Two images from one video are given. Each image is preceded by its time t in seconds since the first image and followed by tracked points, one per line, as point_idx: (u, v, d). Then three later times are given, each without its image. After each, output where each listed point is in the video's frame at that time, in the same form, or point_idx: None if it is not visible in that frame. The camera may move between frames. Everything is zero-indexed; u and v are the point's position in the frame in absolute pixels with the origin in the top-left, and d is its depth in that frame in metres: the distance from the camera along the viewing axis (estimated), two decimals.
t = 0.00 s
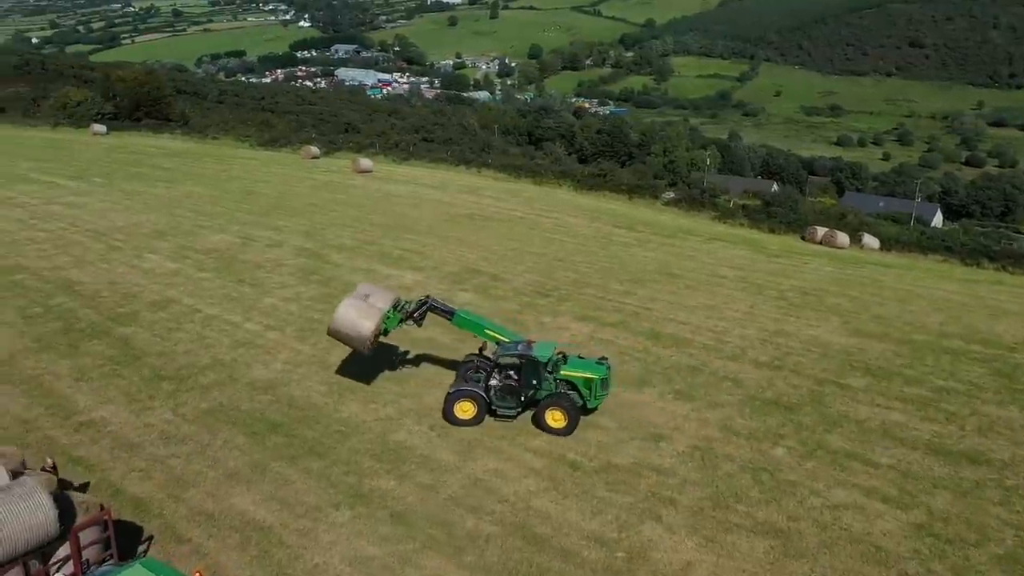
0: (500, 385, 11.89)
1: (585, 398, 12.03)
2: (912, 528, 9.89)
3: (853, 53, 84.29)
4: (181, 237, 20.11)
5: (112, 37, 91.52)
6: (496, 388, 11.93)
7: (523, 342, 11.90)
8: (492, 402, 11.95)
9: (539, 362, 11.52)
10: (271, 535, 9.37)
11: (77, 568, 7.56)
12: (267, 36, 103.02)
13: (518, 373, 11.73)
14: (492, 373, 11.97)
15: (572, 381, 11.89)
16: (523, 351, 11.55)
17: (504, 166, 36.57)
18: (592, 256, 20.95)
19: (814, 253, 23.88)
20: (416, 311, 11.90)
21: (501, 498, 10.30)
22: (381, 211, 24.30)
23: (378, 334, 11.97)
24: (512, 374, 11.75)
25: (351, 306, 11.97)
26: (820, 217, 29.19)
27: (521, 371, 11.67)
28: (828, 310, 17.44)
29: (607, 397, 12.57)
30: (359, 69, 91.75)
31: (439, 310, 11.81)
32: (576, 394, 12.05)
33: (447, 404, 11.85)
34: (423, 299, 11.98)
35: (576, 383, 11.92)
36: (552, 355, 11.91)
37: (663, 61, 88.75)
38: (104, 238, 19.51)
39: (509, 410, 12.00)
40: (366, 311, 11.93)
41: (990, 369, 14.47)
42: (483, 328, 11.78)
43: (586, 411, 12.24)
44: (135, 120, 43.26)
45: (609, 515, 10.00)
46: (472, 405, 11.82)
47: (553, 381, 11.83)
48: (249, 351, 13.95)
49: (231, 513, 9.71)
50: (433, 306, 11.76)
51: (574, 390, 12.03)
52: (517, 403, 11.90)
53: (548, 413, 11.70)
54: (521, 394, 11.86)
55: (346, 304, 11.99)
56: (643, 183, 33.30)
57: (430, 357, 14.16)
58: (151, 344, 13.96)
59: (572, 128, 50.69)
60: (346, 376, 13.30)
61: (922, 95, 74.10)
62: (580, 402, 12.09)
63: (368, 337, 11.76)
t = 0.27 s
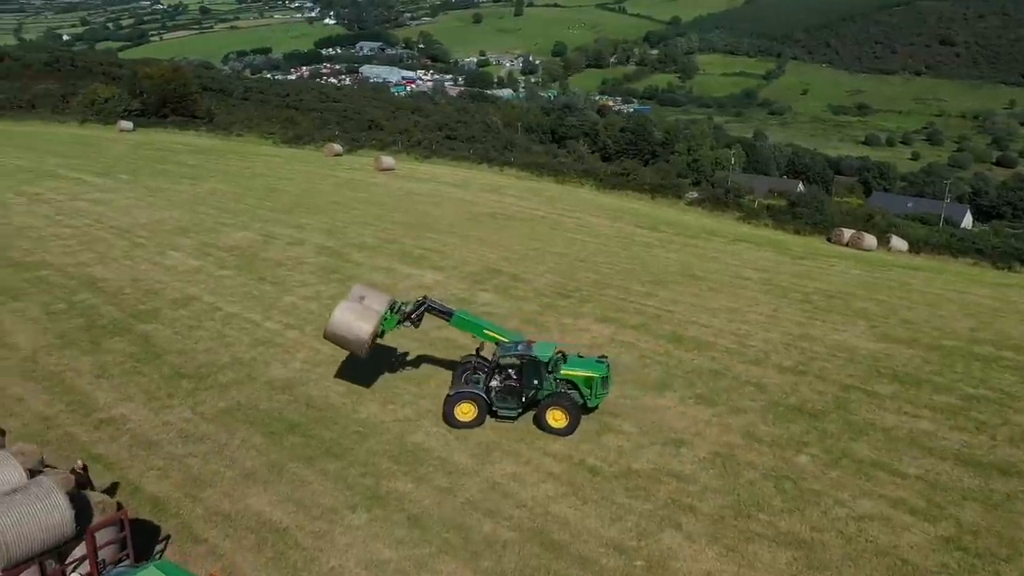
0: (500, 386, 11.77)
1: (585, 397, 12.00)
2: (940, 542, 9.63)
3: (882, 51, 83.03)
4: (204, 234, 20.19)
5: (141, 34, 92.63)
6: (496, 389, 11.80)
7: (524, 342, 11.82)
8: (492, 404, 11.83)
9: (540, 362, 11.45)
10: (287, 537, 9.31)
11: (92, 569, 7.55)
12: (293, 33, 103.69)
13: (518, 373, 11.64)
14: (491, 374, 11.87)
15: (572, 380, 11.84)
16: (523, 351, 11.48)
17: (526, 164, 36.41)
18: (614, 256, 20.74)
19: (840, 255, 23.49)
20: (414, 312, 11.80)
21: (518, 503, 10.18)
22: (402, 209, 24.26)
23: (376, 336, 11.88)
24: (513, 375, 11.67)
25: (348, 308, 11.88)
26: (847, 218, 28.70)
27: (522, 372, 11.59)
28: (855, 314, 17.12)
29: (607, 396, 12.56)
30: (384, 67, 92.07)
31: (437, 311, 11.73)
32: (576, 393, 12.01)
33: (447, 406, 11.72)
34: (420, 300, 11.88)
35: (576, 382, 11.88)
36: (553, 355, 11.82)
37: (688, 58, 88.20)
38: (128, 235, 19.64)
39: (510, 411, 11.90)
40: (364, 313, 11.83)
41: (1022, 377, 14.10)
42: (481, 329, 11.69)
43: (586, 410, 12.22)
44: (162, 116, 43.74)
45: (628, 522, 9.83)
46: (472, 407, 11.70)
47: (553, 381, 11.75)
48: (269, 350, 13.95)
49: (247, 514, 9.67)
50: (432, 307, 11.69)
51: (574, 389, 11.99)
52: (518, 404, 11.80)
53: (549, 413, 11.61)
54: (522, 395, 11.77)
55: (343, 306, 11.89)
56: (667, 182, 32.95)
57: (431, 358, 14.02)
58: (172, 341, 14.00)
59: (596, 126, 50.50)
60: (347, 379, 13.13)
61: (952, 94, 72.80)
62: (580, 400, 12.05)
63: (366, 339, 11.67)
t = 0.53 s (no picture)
0: (501, 386, 11.65)
1: (585, 395, 11.90)
2: (967, 553, 9.40)
3: (910, 48, 81.83)
4: (225, 231, 20.28)
5: (167, 31, 93.59)
6: (497, 389, 11.69)
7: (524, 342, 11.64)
8: (493, 404, 11.73)
9: (541, 362, 11.31)
10: (302, 537, 9.28)
11: (107, 567, 7.58)
12: (317, 30, 104.23)
13: (519, 374, 11.52)
14: (492, 374, 11.76)
15: (573, 379, 11.73)
16: (524, 351, 11.35)
17: (546, 162, 36.30)
18: (635, 256, 20.57)
19: (866, 256, 23.15)
20: (413, 313, 11.62)
21: (535, 506, 10.09)
22: (422, 207, 24.24)
23: (376, 337, 11.63)
24: (513, 375, 11.55)
25: (346, 308, 11.59)
26: (872, 219, 28.28)
27: (523, 372, 11.47)
28: (879, 317, 16.84)
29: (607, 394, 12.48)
30: (406, 64, 92.30)
31: (437, 311, 11.56)
32: (577, 391, 11.92)
33: (448, 407, 11.61)
34: (419, 299, 11.70)
35: (577, 381, 11.77)
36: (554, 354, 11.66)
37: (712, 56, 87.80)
38: (150, 231, 19.77)
39: (511, 410, 11.81)
40: (363, 313, 11.58)
41: None
42: (481, 328, 11.54)
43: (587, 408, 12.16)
44: (187, 113, 44.16)
45: (645, 528, 9.71)
46: (473, 408, 11.59)
47: (554, 380, 11.64)
48: (287, 348, 13.96)
49: (263, 513, 9.66)
50: (431, 307, 11.50)
51: (575, 387, 11.88)
52: (519, 404, 11.70)
53: (551, 412, 11.54)
54: (523, 396, 11.66)
55: (341, 306, 11.61)
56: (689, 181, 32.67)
57: (432, 359, 13.90)
58: (191, 338, 14.05)
59: (618, 124, 50.25)
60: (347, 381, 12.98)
61: (981, 92, 71.58)
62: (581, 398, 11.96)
63: (367, 339, 11.41)
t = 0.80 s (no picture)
0: (503, 386, 11.55)
1: (586, 393, 11.97)
2: (993, 564, 9.20)
3: (939, 46, 80.56)
4: (246, 227, 20.38)
5: (193, 27, 94.34)
6: (500, 389, 11.58)
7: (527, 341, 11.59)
8: (496, 405, 11.63)
9: (544, 360, 11.32)
10: (318, 535, 9.27)
11: (126, 563, 7.65)
12: (341, 26, 104.60)
13: (521, 373, 11.44)
14: (493, 375, 11.66)
15: (574, 376, 11.82)
16: (527, 351, 11.27)
17: (568, 159, 36.10)
18: (656, 255, 20.40)
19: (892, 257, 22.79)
20: (413, 313, 11.38)
21: (552, 508, 10.00)
22: (442, 204, 24.20)
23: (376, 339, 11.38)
24: (515, 376, 11.46)
25: (344, 312, 11.30)
26: (899, 219, 27.84)
27: (526, 371, 11.42)
28: (905, 320, 16.56)
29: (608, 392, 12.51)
30: (429, 60, 92.41)
31: (437, 311, 11.35)
32: (578, 390, 12.00)
33: (450, 408, 11.48)
34: (418, 300, 11.47)
35: (578, 378, 11.86)
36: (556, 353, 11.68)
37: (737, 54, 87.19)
38: (173, 226, 19.91)
39: (514, 411, 11.74)
40: (362, 315, 11.32)
41: None
42: (481, 328, 11.44)
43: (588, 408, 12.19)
44: (211, 108, 44.51)
45: (664, 532, 9.59)
46: (475, 409, 11.47)
47: (557, 378, 11.73)
48: (306, 345, 13.98)
49: (281, 510, 9.67)
50: (432, 308, 11.30)
51: (576, 386, 11.95)
52: (522, 404, 11.65)
53: (554, 411, 11.50)
54: (526, 395, 11.61)
55: (339, 309, 11.34)
56: (712, 180, 32.34)
57: (433, 359, 13.77)
58: (212, 334, 14.11)
59: (641, 121, 49.92)
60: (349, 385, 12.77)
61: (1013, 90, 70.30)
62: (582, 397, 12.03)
63: (368, 342, 11.15)
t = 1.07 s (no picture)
0: (505, 387, 11.46)
1: (587, 391, 11.89)
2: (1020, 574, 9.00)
3: (969, 43, 79.28)
4: (268, 223, 20.49)
5: (220, 23, 95.06)
6: (502, 390, 11.49)
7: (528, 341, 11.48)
8: (498, 405, 11.55)
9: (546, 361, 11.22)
10: (335, 533, 9.28)
11: (144, 558, 7.72)
12: (365, 22, 104.92)
13: (523, 374, 11.34)
14: (495, 376, 11.56)
15: (576, 375, 11.71)
16: (529, 351, 11.19)
17: (590, 157, 35.90)
18: (678, 255, 20.23)
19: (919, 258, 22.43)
20: (413, 314, 11.26)
21: (570, 510, 9.93)
22: (463, 201, 24.17)
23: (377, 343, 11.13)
24: (517, 377, 11.38)
25: (344, 315, 11.00)
26: (926, 219, 27.40)
27: (528, 372, 11.32)
28: (932, 323, 16.28)
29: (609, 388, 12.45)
30: (453, 57, 92.45)
31: (437, 311, 11.24)
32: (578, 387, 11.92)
33: (453, 410, 11.36)
34: (417, 301, 11.36)
35: (580, 377, 11.75)
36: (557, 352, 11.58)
37: (762, 51, 86.36)
38: (196, 222, 20.06)
39: (516, 411, 11.65)
40: (363, 319, 11.05)
41: None
42: (481, 328, 11.32)
43: (588, 405, 12.12)
44: (236, 104, 44.85)
45: (682, 536, 9.49)
46: (478, 411, 11.39)
47: (558, 377, 11.62)
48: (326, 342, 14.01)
49: (298, 508, 9.68)
50: (431, 308, 11.18)
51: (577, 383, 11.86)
52: (525, 404, 11.56)
53: (556, 410, 11.46)
54: (528, 395, 11.53)
55: (339, 312, 11.05)
56: (736, 179, 32.00)
57: (435, 359, 13.61)
58: (233, 330, 14.19)
59: (664, 118, 49.57)
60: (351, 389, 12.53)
61: None
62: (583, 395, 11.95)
63: (370, 346, 10.90)
